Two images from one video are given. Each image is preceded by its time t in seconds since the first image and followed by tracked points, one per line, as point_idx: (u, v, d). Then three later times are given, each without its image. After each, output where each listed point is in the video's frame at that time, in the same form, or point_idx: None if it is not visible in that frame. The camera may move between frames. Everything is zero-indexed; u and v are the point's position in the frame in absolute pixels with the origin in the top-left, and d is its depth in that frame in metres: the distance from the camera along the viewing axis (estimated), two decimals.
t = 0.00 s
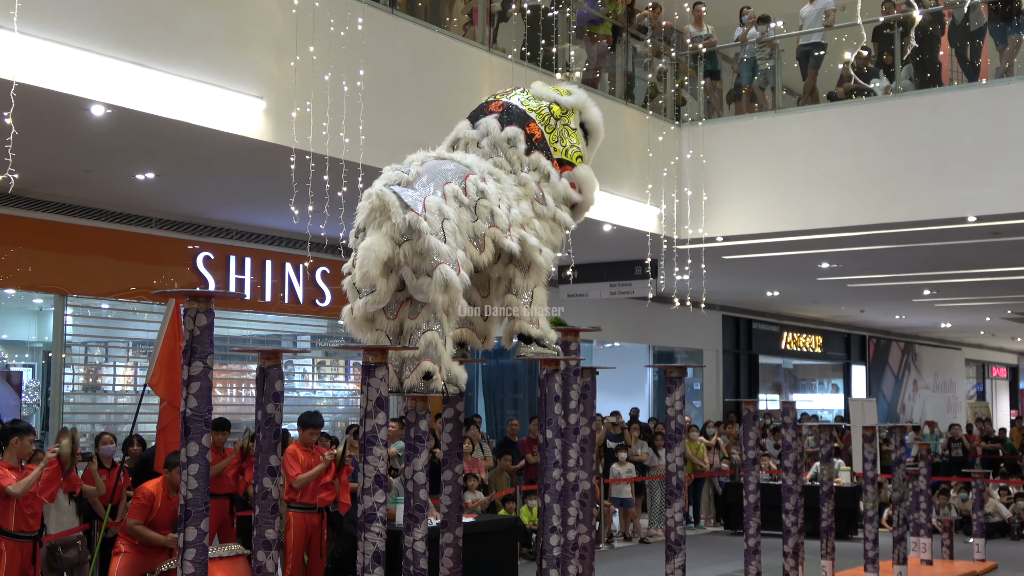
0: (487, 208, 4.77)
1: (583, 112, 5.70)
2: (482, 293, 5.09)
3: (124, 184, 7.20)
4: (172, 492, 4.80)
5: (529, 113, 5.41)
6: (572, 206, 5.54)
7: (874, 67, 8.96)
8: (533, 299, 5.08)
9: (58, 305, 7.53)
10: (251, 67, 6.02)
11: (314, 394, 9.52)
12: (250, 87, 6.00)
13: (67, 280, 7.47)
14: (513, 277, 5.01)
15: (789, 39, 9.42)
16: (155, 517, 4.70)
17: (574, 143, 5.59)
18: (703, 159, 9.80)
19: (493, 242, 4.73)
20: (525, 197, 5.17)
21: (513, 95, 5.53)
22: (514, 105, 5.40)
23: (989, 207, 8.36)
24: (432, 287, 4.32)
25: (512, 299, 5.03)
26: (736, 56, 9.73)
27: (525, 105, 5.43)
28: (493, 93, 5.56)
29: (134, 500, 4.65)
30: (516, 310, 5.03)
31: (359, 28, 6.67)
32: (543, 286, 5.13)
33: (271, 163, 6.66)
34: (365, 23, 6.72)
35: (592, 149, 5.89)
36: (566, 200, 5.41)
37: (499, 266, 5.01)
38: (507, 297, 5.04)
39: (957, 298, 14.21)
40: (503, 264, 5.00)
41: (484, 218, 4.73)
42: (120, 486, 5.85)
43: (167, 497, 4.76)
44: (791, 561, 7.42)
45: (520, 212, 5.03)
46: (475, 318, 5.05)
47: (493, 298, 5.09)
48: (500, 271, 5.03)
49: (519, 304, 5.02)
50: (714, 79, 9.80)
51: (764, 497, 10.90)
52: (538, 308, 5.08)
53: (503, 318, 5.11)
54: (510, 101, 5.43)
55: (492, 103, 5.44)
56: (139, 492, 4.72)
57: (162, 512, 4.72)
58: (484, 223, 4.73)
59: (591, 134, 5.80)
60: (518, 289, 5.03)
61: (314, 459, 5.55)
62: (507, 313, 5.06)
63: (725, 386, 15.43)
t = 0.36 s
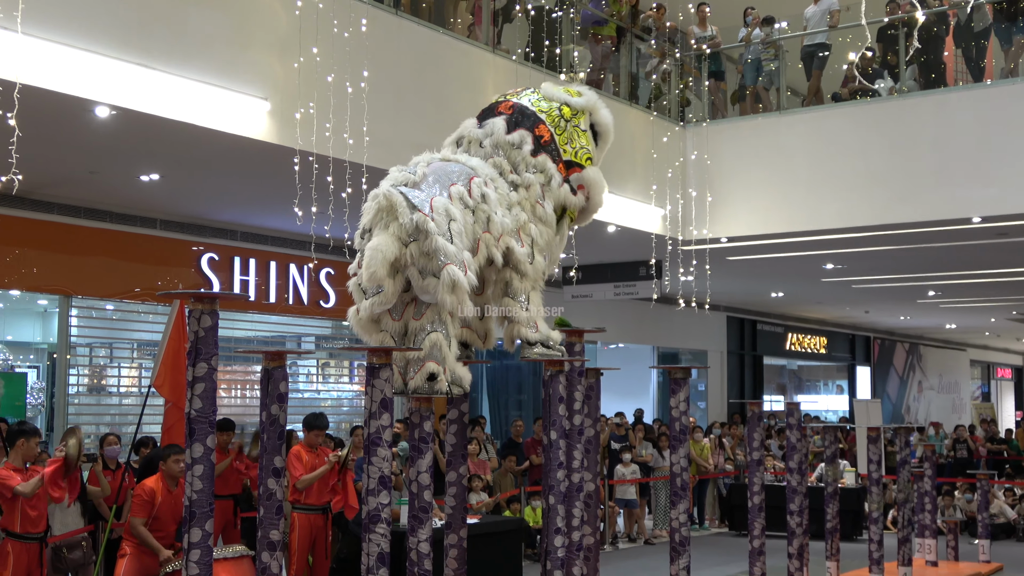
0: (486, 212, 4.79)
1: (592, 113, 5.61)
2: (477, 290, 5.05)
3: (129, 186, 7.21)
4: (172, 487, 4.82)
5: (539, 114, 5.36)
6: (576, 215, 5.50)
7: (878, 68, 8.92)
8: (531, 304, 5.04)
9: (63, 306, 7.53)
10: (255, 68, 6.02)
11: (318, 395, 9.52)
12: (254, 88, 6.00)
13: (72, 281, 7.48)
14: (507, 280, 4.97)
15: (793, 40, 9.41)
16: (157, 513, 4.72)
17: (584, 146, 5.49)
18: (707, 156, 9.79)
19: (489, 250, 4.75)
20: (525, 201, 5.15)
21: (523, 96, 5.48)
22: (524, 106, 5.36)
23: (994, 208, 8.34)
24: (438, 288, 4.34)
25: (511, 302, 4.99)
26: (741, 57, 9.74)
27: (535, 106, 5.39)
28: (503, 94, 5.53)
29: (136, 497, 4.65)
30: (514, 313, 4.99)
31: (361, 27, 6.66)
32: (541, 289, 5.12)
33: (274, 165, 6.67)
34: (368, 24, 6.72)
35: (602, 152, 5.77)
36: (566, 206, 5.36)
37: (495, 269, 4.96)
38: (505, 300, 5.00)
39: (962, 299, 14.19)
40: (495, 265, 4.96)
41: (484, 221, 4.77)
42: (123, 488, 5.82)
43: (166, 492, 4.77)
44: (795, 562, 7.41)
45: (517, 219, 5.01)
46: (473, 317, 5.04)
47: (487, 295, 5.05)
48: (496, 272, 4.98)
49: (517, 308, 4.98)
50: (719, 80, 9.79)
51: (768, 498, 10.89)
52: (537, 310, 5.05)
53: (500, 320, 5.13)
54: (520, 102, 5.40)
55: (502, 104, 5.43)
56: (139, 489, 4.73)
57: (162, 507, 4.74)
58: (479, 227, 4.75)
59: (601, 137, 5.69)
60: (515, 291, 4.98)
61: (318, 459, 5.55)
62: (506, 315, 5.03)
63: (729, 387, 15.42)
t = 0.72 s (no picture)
0: (491, 217, 4.79)
1: (604, 120, 5.64)
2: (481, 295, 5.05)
3: (137, 191, 7.23)
4: (174, 483, 4.83)
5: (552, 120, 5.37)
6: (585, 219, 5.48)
7: (886, 71, 8.92)
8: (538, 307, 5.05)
9: (72, 312, 7.56)
10: (263, 74, 6.04)
11: (326, 400, 9.54)
12: (262, 93, 6.02)
13: (80, 287, 7.50)
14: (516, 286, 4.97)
15: (801, 45, 9.38)
16: (161, 509, 4.73)
17: (595, 153, 5.52)
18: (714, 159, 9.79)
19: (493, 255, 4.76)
20: (536, 209, 5.16)
21: (535, 102, 5.48)
22: (537, 111, 5.37)
23: (1003, 212, 8.32)
24: (439, 292, 4.34)
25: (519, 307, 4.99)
26: (749, 61, 9.66)
27: (548, 112, 5.40)
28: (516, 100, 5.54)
29: (138, 495, 4.67)
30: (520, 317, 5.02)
31: (369, 31, 6.67)
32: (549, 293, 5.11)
33: (283, 170, 6.69)
34: (377, 26, 6.74)
35: (610, 159, 5.79)
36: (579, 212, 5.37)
37: (502, 272, 4.95)
38: (512, 303, 4.99)
39: (971, 303, 14.15)
40: (504, 269, 4.96)
41: (488, 227, 4.76)
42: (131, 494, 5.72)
43: (168, 487, 4.79)
44: (804, 567, 7.41)
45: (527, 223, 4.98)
46: (476, 323, 5.07)
47: (492, 299, 5.04)
48: (503, 275, 4.98)
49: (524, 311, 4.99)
50: (726, 84, 9.77)
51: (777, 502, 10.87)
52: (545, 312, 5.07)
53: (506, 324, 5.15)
54: (532, 107, 5.41)
55: (516, 109, 5.43)
56: (143, 489, 4.72)
57: (166, 502, 4.75)
58: (484, 232, 4.76)
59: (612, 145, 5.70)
60: (522, 294, 4.98)
61: (325, 464, 5.53)
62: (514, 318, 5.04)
63: (737, 391, 15.40)
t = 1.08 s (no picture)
0: (500, 228, 4.76)
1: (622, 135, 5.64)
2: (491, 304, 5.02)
3: (143, 204, 7.24)
4: (178, 492, 4.83)
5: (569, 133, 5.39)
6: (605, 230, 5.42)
7: (891, 83, 8.93)
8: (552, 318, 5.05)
9: (78, 324, 7.57)
10: (270, 87, 6.05)
11: (332, 413, 9.53)
12: (269, 106, 6.04)
13: (86, 300, 7.50)
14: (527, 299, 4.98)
15: (806, 57, 9.40)
16: (166, 518, 4.71)
17: (614, 167, 5.50)
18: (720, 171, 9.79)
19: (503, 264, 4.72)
20: (554, 222, 5.18)
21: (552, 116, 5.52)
22: (553, 124, 5.39)
23: (1009, 224, 8.32)
24: (445, 305, 4.32)
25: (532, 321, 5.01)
26: (754, 74, 9.74)
27: (565, 125, 5.42)
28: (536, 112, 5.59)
29: (141, 506, 4.64)
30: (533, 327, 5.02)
31: (374, 42, 6.68)
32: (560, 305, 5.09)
33: (289, 183, 6.70)
34: (383, 37, 6.75)
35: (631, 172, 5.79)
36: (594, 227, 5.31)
37: (516, 285, 4.94)
38: (527, 316, 5.00)
39: (977, 316, 14.12)
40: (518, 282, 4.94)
41: (498, 239, 4.72)
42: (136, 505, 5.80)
43: (172, 497, 4.77)
44: None
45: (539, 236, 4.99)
46: (484, 334, 5.06)
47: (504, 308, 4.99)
48: (516, 288, 4.97)
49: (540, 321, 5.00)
50: (732, 97, 9.81)
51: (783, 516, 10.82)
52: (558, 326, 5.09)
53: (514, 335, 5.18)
54: (550, 121, 5.45)
55: (533, 122, 5.45)
56: (146, 499, 4.67)
57: (168, 511, 4.73)
58: (494, 244, 4.71)
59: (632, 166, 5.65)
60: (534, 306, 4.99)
61: (332, 478, 5.45)
62: (525, 331, 5.05)
63: (744, 404, 15.37)
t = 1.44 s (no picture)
0: (503, 239, 4.79)
1: (622, 171, 5.75)
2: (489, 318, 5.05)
3: (149, 217, 7.26)
4: (181, 506, 4.81)
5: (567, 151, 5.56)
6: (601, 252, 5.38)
7: (896, 97, 8.96)
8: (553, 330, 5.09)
9: (83, 337, 7.59)
10: (276, 101, 6.07)
11: (336, 426, 9.53)
12: (274, 120, 6.06)
13: (92, 313, 7.52)
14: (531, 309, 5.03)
15: (810, 71, 9.43)
16: (169, 532, 4.70)
17: (608, 195, 5.61)
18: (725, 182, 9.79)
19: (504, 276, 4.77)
20: (561, 230, 5.21)
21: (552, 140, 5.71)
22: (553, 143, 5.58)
23: (1014, 237, 8.31)
24: (446, 319, 4.34)
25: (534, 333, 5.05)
26: (758, 88, 9.74)
27: (563, 146, 5.58)
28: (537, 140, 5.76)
29: (145, 519, 4.63)
30: (534, 339, 5.05)
31: (378, 54, 6.70)
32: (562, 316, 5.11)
33: (294, 196, 6.72)
34: (387, 49, 6.76)
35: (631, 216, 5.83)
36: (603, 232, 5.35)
37: (520, 296, 5.02)
38: (529, 327, 5.05)
39: (982, 329, 14.10)
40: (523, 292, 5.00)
41: (499, 249, 4.77)
42: (141, 518, 5.77)
43: (175, 510, 4.76)
44: None
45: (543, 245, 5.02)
46: (486, 348, 5.04)
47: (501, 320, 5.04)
48: (520, 298, 5.02)
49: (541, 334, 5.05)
50: (736, 110, 9.80)
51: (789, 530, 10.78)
52: (561, 336, 5.13)
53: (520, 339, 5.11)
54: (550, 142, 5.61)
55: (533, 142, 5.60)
56: (151, 513, 4.67)
57: (173, 525, 4.72)
58: (496, 255, 4.76)
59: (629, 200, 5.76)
60: (538, 318, 5.04)
61: (335, 492, 5.44)
62: (528, 343, 5.09)
63: (748, 417, 15.34)
